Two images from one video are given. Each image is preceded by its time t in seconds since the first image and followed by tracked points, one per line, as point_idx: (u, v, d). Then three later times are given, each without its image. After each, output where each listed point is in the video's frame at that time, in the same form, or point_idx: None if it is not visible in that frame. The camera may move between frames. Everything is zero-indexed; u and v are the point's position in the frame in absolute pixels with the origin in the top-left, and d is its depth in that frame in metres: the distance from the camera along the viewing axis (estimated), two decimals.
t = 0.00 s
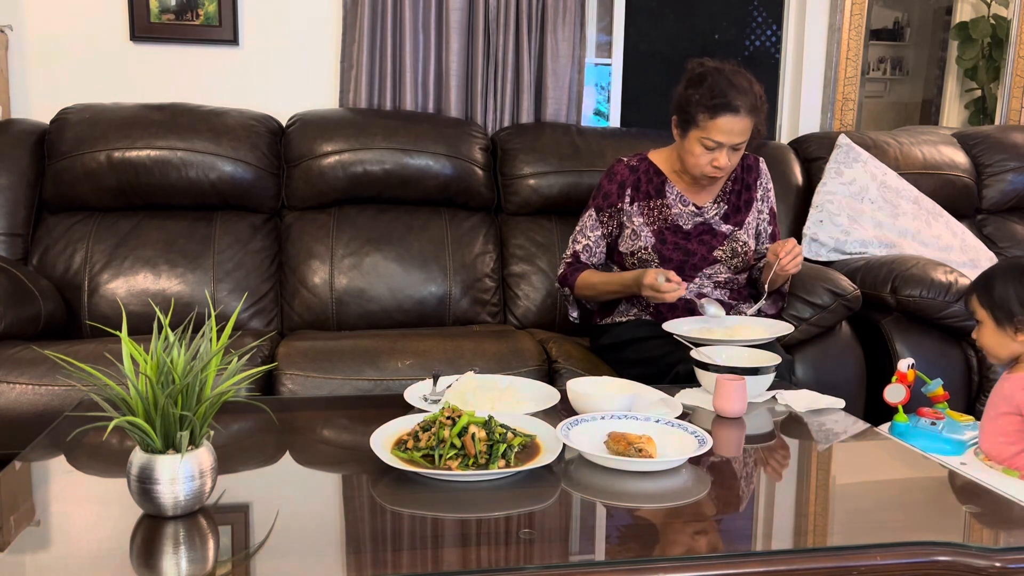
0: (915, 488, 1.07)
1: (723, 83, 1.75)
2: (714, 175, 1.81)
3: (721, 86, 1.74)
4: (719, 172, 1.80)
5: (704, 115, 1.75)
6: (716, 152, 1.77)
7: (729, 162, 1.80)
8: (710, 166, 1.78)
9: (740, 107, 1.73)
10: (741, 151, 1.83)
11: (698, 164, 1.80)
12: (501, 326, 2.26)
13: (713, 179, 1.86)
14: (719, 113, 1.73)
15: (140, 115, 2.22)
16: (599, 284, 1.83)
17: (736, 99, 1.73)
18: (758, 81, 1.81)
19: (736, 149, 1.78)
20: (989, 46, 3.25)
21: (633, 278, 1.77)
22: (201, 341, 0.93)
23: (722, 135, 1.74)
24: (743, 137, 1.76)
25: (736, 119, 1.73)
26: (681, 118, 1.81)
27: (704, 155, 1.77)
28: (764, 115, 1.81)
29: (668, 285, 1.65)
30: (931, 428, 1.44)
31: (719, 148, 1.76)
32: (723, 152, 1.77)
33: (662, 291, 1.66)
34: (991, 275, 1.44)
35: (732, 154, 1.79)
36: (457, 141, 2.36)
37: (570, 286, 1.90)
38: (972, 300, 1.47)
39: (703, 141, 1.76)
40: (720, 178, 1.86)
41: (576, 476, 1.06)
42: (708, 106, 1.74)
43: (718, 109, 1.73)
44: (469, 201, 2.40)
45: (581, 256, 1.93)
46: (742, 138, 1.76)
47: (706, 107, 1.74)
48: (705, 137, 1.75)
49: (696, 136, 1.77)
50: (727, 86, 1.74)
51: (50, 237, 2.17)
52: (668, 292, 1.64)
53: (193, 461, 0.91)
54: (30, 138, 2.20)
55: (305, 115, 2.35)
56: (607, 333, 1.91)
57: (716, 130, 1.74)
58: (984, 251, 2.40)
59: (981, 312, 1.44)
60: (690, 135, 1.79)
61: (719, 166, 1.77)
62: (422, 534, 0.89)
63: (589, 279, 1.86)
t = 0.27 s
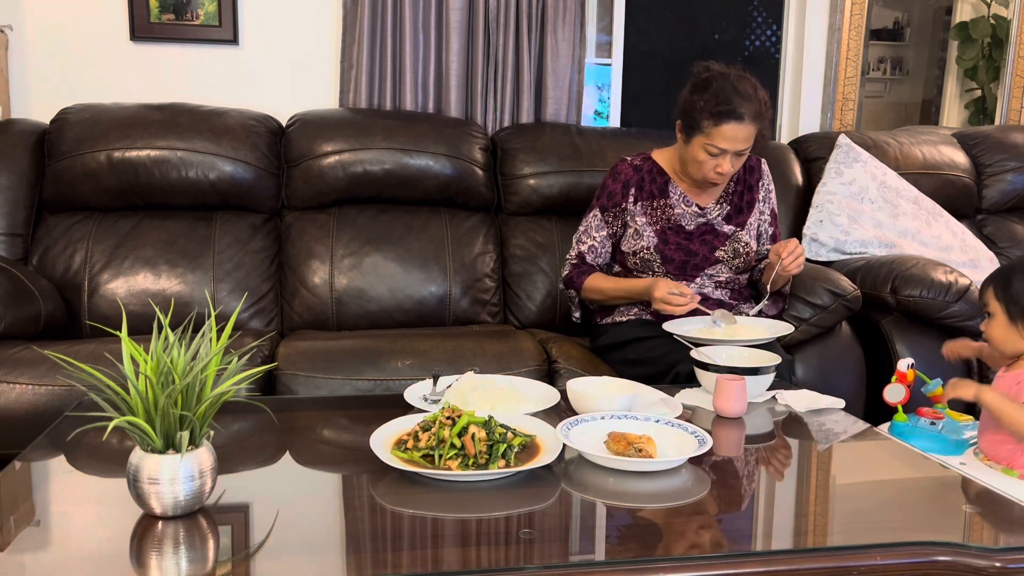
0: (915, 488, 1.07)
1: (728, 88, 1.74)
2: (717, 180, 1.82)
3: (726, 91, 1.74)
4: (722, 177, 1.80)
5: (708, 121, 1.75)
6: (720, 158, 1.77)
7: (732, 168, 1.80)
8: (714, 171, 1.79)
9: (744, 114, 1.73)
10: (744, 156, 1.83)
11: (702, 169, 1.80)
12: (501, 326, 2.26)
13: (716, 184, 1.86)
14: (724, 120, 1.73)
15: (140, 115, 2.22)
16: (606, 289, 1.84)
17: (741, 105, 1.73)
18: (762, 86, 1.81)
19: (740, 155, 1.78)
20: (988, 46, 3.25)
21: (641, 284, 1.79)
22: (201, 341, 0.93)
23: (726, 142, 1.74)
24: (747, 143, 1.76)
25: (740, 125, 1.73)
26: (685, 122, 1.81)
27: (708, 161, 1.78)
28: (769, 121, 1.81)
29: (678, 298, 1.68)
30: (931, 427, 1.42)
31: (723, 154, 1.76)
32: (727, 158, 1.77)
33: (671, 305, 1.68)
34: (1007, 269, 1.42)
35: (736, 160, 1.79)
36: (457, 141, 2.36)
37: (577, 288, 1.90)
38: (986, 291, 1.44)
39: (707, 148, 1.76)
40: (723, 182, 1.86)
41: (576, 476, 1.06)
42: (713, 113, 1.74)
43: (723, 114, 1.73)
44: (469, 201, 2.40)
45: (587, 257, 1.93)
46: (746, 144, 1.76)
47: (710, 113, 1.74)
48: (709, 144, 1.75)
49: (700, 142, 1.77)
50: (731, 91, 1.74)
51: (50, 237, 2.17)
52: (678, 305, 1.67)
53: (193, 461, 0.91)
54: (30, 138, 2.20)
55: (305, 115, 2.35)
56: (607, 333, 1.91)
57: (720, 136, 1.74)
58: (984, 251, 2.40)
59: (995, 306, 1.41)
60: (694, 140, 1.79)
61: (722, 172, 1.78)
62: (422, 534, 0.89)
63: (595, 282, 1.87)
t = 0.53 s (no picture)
0: (915, 488, 1.07)
1: (730, 88, 1.74)
2: (719, 180, 1.82)
3: (728, 91, 1.74)
4: (724, 177, 1.81)
5: (710, 121, 1.75)
6: (722, 158, 1.77)
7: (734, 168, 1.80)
8: (716, 171, 1.79)
9: (746, 114, 1.73)
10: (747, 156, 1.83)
11: (704, 168, 1.80)
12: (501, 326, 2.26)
13: (719, 183, 1.86)
14: (726, 120, 1.73)
15: (140, 115, 2.22)
16: (613, 288, 1.84)
17: (743, 105, 1.73)
18: (764, 86, 1.81)
19: (742, 155, 1.78)
20: (988, 46, 3.25)
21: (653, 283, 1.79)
22: (201, 341, 0.93)
23: (728, 142, 1.74)
24: (749, 143, 1.76)
25: (743, 125, 1.73)
26: (687, 122, 1.81)
27: (710, 161, 1.78)
28: (771, 122, 1.80)
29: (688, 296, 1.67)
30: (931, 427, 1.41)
31: (725, 154, 1.76)
32: (729, 158, 1.77)
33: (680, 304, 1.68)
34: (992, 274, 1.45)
35: (738, 160, 1.79)
36: (457, 141, 2.36)
37: (580, 288, 1.89)
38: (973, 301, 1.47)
39: (709, 147, 1.76)
40: (726, 182, 1.86)
41: (576, 476, 1.06)
42: (715, 112, 1.74)
43: (725, 114, 1.73)
44: (469, 201, 2.40)
45: (589, 257, 1.93)
46: (748, 144, 1.76)
47: (712, 112, 1.74)
48: (711, 143, 1.76)
49: (702, 142, 1.77)
50: (733, 91, 1.74)
51: (50, 237, 2.17)
52: (686, 303, 1.66)
53: (193, 461, 0.91)
54: (30, 138, 2.20)
55: (305, 115, 2.35)
56: (607, 333, 1.91)
57: (722, 136, 1.74)
58: (984, 251, 2.40)
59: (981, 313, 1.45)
60: (696, 140, 1.80)
61: (724, 171, 1.78)
62: (422, 534, 0.89)
63: (602, 283, 1.86)
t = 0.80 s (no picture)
0: (915, 488, 1.07)
1: (728, 88, 1.75)
2: (718, 180, 1.82)
3: (725, 91, 1.74)
4: (722, 177, 1.80)
5: (708, 121, 1.75)
6: (719, 157, 1.77)
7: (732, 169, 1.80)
8: (714, 171, 1.79)
9: (743, 113, 1.73)
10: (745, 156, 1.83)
11: (702, 168, 1.80)
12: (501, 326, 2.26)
13: (717, 184, 1.86)
14: (723, 119, 1.73)
15: (140, 115, 2.22)
16: (611, 287, 1.83)
17: (741, 104, 1.73)
18: (763, 86, 1.82)
19: (740, 155, 1.78)
20: (989, 46, 3.25)
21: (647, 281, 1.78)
22: (201, 341, 0.93)
23: (725, 142, 1.74)
24: (747, 143, 1.76)
25: (740, 125, 1.73)
26: (685, 122, 1.82)
27: (707, 160, 1.78)
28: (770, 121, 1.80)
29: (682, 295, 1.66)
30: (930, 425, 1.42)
31: (722, 153, 1.76)
32: (726, 158, 1.77)
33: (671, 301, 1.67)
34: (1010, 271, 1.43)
35: (736, 160, 1.79)
36: (457, 141, 2.36)
37: (579, 288, 1.90)
38: (988, 292, 1.46)
39: (707, 147, 1.76)
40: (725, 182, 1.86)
41: (576, 476, 1.06)
42: (712, 112, 1.74)
43: (722, 113, 1.73)
44: (469, 201, 2.40)
45: (589, 257, 1.94)
46: (746, 143, 1.76)
47: (709, 112, 1.74)
48: (708, 143, 1.76)
49: (700, 142, 1.77)
50: (731, 91, 1.74)
51: (50, 237, 2.17)
52: (675, 301, 1.65)
53: (193, 461, 0.91)
54: (30, 138, 2.20)
55: (305, 115, 2.35)
56: (607, 333, 1.91)
57: (720, 136, 1.74)
58: (984, 251, 2.40)
59: (993, 305, 1.44)
60: (694, 140, 1.80)
61: (722, 171, 1.77)
62: (422, 534, 0.89)
63: (598, 282, 1.86)
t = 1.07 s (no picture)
0: (915, 488, 1.07)
1: (724, 89, 1.75)
2: (716, 180, 1.81)
3: (722, 92, 1.74)
4: (720, 178, 1.80)
5: (705, 122, 1.75)
6: (717, 158, 1.77)
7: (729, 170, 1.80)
8: (711, 171, 1.78)
9: (740, 114, 1.73)
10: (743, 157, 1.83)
11: (699, 169, 1.80)
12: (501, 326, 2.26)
13: (716, 184, 1.86)
14: (720, 120, 1.73)
15: (140, 115, 2.22)
16: (600, 284, 1.83)
17: (738, 105, 1.73)
18: (761, 86, 1.82)
19: (737, 156, 1.78)
20: (989, 46, 3.24)
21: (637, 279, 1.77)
22: (200, 341, 0.93)
23: (722, 142, 1.74)
24: (744, 143, 1.76)
25: (737, 125, 1.73)
26: (683, 123, 1.82)
27: (704, 161, 1.78)
28: (768, 120, 1.80)
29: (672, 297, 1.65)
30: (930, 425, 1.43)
31: (720, 154, 1.76)
32: (724, 158, 1.76)
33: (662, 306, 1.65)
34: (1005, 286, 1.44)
35: (734, 160, 1.79)
36: (457, 141, 2.36)
37: (568, 283, 1.90)
38: (982, 308, 1.47)
39: (704, 147, 1.76)
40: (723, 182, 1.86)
41: (576, 476, 1.06)
42: (709, 113, 1.74)
43: (719, 113, 1.73)
44: (469, 201, 2.39)
45: (581, 254, 1.94)
46: (744, 143, 1.76)
47: (706, 113, 1.75)
48: (705, 143, 1.76)
49: (697, 142, 1.77)
50: (727, 92, 1.74)
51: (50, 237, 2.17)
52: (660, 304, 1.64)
53: (193, 461, 0.91)
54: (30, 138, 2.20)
55: (304, 115, 2.35)
56: (607, 333, 1.92)
57: (717, 136, 1.74)
58: (984, 251, 2.40)
59: (987, 322, 1.44)
60: (691, 141, 1.80)
61: (719, 172, 1.77)
62: (422, 534, 0.89)
63: (586, 278, 1.87)
